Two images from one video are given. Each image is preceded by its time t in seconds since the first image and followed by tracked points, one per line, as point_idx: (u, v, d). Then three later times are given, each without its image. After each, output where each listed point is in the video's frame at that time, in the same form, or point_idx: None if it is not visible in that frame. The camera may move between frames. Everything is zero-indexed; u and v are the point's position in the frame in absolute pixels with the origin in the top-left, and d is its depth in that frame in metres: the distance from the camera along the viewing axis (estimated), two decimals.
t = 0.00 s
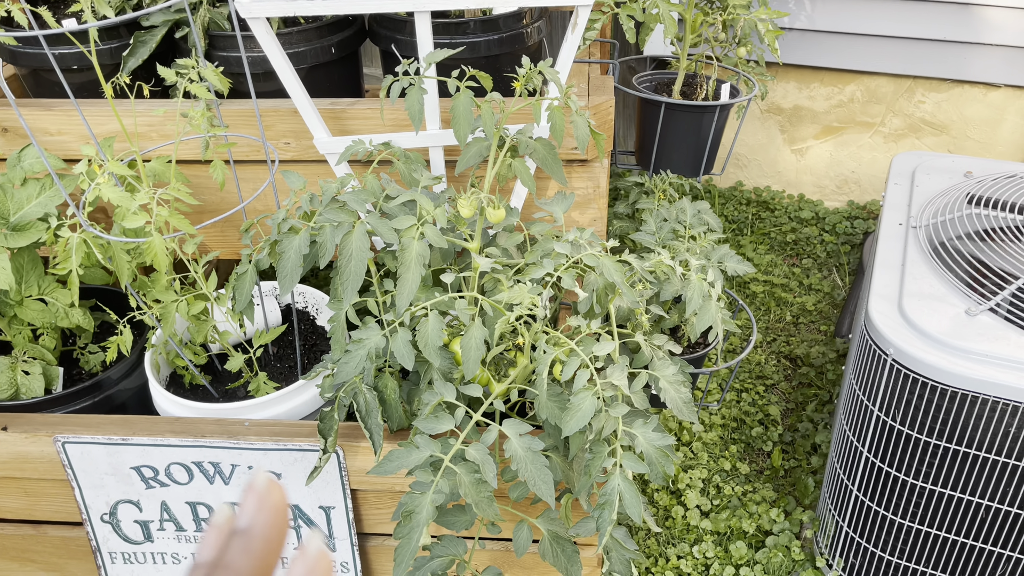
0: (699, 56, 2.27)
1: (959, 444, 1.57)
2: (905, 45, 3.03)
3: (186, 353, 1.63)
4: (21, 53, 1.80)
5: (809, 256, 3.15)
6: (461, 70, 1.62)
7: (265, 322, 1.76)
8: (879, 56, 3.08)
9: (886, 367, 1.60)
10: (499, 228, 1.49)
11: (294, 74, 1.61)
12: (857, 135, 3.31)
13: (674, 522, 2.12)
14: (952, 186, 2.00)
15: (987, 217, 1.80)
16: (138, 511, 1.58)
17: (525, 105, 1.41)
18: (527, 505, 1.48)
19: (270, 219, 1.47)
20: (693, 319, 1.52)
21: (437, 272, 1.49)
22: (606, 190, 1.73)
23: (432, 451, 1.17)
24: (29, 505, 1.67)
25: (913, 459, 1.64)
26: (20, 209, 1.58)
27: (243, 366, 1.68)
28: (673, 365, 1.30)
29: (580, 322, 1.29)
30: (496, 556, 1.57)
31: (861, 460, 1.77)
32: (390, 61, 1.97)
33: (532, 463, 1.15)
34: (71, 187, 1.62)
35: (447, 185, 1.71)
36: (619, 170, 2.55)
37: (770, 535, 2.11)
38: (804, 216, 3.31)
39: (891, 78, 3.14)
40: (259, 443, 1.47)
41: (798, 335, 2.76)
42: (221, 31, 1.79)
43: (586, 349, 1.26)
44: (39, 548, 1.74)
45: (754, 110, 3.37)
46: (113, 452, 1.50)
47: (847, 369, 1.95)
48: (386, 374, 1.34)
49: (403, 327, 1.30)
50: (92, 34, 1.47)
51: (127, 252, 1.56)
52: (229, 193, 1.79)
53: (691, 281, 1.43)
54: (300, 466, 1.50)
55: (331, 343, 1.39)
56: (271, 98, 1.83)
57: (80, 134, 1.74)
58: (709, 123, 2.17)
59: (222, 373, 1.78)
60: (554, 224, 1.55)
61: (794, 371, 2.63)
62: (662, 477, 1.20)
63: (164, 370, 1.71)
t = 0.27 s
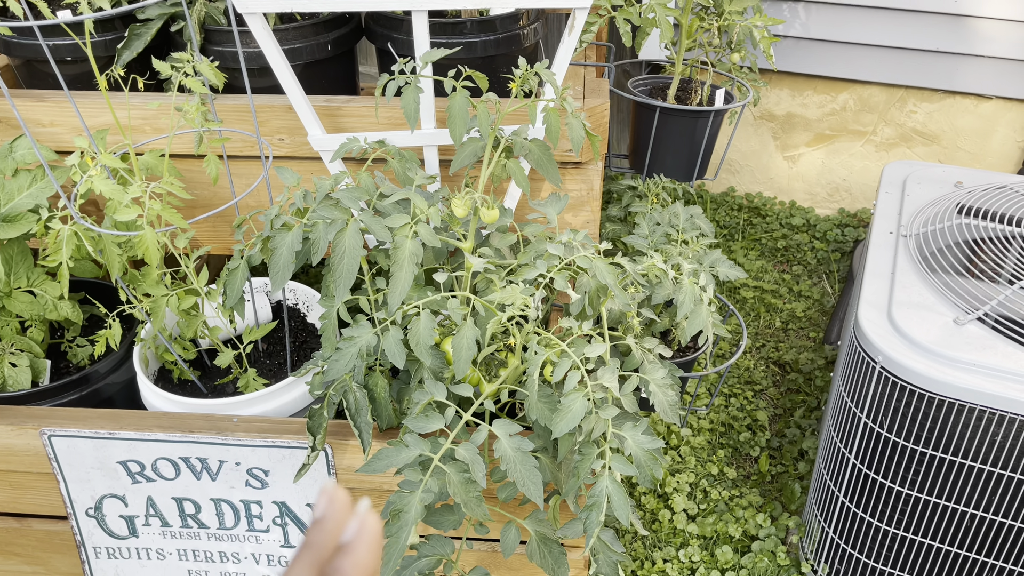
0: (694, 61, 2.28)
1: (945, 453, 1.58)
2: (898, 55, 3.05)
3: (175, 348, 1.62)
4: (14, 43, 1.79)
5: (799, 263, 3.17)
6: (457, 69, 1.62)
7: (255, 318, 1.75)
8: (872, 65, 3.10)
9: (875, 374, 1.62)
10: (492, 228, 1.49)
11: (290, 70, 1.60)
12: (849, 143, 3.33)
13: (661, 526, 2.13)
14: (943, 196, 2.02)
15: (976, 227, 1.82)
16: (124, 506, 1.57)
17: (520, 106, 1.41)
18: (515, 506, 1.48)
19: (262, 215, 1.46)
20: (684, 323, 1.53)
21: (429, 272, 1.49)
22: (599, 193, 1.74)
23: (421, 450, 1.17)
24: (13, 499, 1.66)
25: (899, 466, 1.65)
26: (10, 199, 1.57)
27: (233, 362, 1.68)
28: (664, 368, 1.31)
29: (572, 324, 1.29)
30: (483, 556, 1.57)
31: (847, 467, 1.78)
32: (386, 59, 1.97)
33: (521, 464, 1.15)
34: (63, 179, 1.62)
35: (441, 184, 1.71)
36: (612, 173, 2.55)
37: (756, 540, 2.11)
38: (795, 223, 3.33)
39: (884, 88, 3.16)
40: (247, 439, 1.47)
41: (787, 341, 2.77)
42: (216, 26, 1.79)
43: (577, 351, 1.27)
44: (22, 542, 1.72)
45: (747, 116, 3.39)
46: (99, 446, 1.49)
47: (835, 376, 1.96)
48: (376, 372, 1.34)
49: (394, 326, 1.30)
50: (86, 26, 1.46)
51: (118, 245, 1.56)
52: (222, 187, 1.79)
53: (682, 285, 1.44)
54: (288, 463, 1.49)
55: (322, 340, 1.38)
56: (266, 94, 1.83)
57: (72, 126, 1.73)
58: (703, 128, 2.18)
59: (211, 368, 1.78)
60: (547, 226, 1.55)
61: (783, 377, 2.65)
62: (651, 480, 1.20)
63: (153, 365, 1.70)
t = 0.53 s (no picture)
0: (689, 67, 2.29)
1: (934, 461, 1.58)
2: (893, 64, 3.07)
3: (165, 346, 1.61)
4: (8, 39, 1.78)
5: (792, 269, 3.18)
6: (452, 71, 1.62)
7: (246, 317, 1.74)
8: (867, 74, 3.11)
9: (865, 381, 1.62)
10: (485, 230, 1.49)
11: (284, 69, 1.60)
12: (843, 151, 3.35)
13: (650, 531, 2.13)
14: (935, 205, 2.02)
15: (968, 236, 1.83)
16: (110, 505, 1.56)
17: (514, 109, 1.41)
18: (504, 509, 1.48)
19: (254, 214, 1.46)
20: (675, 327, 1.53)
21: (421, 273, 1.48)
22: (592, 197, 1.74)
23: (410, 452, 1.16)
24: None
25: (889, 474, 1.65)
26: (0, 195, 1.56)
27: (222, 361, 1.67)
28: (653, 373, 1.31)
29: (562, 327, 1.29)
30: (471, 559, 1.56)
31: (837, 474, 1.79)
32: (381, 60, 1.97)
33: (509, 466, 1.14)
34: (54, 175, 1.61)
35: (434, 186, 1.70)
36: (606, 178, 2.56)
37: (745, 546, 2.11)
38: (788, 230, 3.34)
39: (878, 96, 3.18)
40: (235, 439, 1.46)
41: (779, 348, 2.78)
42: (211, 24, 1.79)
43: (567, 354, 1.26)
44: (7, 540, 1.71)
45: (742, 123, 3.40)
46: (86, 444, 1.48)
47: (826, 383, 1.97)
48: (366, 373, 1.33)
49: (384, 327, 1.30)
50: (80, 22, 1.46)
51: (108, 242, 1.55)
52: (214, 186, 1.78)
53: (674, 290, 1.44)
54: (276, 463, 1.49)
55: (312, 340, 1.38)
56: (260, 93, 1.82)
57: (65, 123, 1.73)
58: (697, 134, 2.19)
59: (201, 367, 1.77)
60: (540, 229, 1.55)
61: (774, 383, 2.65)
62: (639, 484, 1.20)
63: (142, 363, 1.69)
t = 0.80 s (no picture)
0: (689, 74, 2.29)
1: (933, 470, 1.58)
2: (893, 73, 3.08)
3: (163, 348, 1.61)
4: (10, 40, 1.78)
5: (792, 277, 3.18)
6: (453, 76, 1.62)
7: (244, 320, 1.74)
8: (867, 83, 3.12)
9: (864, 390, 1.62)
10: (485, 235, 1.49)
11: (285, 73, 1.60)
12: (843, 159, 3.35)
13: (647, 538, 2.12)
14: (935, 214, 2.03)
15: (968, 245, 1.83)
16: (106, 507, 1.56)
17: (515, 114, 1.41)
18: (501, 515, 1.47)
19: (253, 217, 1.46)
20: (674, 334, 1.53)
21: (420, 278, 1.48)
22: (592, 203, 1.74)
23: (407, 456, 1.16)
24: None
25: (887, 483, 1.65)
26: None
27: (220, 364, 1.67)
28: (652, 380, 1.30)
29: (561, 333, 1.29)
30: (468, 565, 1.56)
31: (835, 483, 1.78)
32: (382, 65, 1.97)
33: (507, 472, 1.14)
34: (54, 176, 1.61)
35: (435, 191, 1.70)
36: (606, 184, 2.56)
37: (742, 554, 2.11)
38: (787, 237, 3.34)
39: (878, 105, 3.19)
40: (232, 442, 1.45)
41: (777, 355, 2.78)
42: (213, 27, 1.79)
43: (566, 360, 1.26)
44: (2, 541, 1.70)
45: (742, 130, 3.40)
46: (83, 446, 1.48)
47: (825, 391, 1.97)
48: (364, 377, 1.33)
49: (383, 331, 1.30)
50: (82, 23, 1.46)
51: (107, 243, 1.55)
52: (214, 188, 1.78)
53: (673, 297, 1.44)
54: (273, 466, 1.48)
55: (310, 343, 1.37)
56: (261, 96, 1.82)
57: (65, 124, 1.73)
58: (698, 141, 2.19)
59: (198, 370, 1.76)
60: (539, 234, 1.55)
61: (772, 391, 2.65)
62: (636, 492, 1.19)
63: (140, 365, 1.69)
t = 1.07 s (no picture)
0: (693, 82, 2.30)
1: (934, 480, 1.58)
2: (895, 82, 3.08)
3: (166, 352, 1.61)
4: (17, 44, 1.79)
5: (794, 285, 3.18)
6: (457, 83, 1.63)
7: (247, 324, 1.75)
8: (870, 91, 3.13)
9: (866, 399, 1.62)
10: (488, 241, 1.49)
11: (290, 78, 1.61)
12: (846, 168, 3.35)
13: (648, 545, 2.12)
14: (937, 223, 2.03)
15: (970, 255, 1.83)
16: (108, 510, 1.56)
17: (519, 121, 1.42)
18: (502, 521, 1.47)
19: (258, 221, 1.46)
20: (676, 342, 1.53)
21: (423, 283, 1.49)
22: (595, 210, 1.74)
23: (408, 462, 1.16)
24: None
25: (889, 492, 1.65)
26: (5, 199, 1.56)
27: (223, 368, 1.67)
28: (654, 387, 1.30)
29: (564, 339, 1.29)
30: (468, 571, 1.56)
31: (836, 491, 1.78)
32: (387, 71, 1.98)
33: (508, 479, 1.14)
34: (59, 180, 1.61)
35: (438, 197, 1.71)
36: (609, 191, 2.56)
37: (743, 562, 2.11)
38: (790, 245, 3.34)
39: (881, 114, 3.19)
40: (234, 446, 1.46)
41: (779, 363, 2.78)
42: (219, 32, 1.80)
43: (568, 367, 1.26)
44: (3, 544, 1.70)
45: (745, 138, 3.41)
46: (86, 449, 1.48)
47: (827, 399, 1.96)
48: (366, 382, 1.33)
49: (386, 336, 1.30)
50: (88, 29, 1.46)
51: (112, 247, 1.55)
52: (218, 193, 1.79)
53: (676, 304, 1.44)
54: (275, 471, 1.48)
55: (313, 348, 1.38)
56: (266, 101, 1.83)
57: (71, 128, 1.73)
58: (701, 149, 2.20)
59: (201, 374, 1.77)
60: (542, 240, 1.55)
61: (774, 399, 2.65)
62: (638, 499, 1.19)
63: (142, 369, 1.69)
